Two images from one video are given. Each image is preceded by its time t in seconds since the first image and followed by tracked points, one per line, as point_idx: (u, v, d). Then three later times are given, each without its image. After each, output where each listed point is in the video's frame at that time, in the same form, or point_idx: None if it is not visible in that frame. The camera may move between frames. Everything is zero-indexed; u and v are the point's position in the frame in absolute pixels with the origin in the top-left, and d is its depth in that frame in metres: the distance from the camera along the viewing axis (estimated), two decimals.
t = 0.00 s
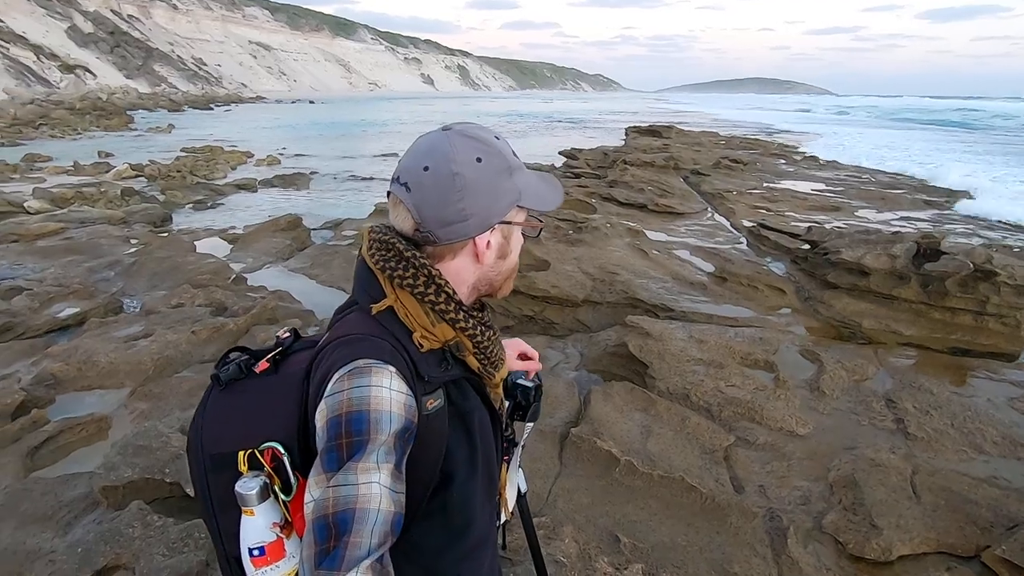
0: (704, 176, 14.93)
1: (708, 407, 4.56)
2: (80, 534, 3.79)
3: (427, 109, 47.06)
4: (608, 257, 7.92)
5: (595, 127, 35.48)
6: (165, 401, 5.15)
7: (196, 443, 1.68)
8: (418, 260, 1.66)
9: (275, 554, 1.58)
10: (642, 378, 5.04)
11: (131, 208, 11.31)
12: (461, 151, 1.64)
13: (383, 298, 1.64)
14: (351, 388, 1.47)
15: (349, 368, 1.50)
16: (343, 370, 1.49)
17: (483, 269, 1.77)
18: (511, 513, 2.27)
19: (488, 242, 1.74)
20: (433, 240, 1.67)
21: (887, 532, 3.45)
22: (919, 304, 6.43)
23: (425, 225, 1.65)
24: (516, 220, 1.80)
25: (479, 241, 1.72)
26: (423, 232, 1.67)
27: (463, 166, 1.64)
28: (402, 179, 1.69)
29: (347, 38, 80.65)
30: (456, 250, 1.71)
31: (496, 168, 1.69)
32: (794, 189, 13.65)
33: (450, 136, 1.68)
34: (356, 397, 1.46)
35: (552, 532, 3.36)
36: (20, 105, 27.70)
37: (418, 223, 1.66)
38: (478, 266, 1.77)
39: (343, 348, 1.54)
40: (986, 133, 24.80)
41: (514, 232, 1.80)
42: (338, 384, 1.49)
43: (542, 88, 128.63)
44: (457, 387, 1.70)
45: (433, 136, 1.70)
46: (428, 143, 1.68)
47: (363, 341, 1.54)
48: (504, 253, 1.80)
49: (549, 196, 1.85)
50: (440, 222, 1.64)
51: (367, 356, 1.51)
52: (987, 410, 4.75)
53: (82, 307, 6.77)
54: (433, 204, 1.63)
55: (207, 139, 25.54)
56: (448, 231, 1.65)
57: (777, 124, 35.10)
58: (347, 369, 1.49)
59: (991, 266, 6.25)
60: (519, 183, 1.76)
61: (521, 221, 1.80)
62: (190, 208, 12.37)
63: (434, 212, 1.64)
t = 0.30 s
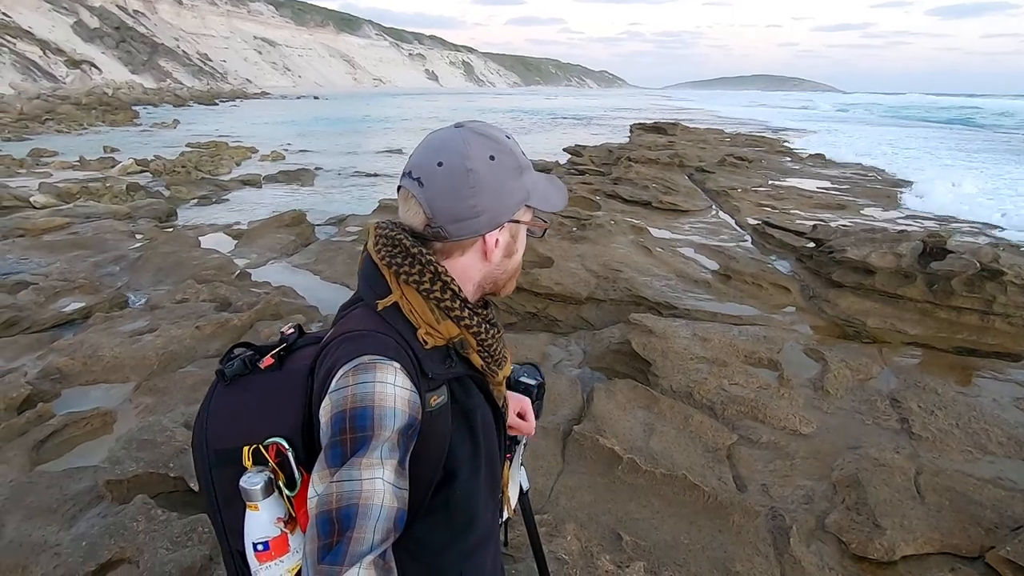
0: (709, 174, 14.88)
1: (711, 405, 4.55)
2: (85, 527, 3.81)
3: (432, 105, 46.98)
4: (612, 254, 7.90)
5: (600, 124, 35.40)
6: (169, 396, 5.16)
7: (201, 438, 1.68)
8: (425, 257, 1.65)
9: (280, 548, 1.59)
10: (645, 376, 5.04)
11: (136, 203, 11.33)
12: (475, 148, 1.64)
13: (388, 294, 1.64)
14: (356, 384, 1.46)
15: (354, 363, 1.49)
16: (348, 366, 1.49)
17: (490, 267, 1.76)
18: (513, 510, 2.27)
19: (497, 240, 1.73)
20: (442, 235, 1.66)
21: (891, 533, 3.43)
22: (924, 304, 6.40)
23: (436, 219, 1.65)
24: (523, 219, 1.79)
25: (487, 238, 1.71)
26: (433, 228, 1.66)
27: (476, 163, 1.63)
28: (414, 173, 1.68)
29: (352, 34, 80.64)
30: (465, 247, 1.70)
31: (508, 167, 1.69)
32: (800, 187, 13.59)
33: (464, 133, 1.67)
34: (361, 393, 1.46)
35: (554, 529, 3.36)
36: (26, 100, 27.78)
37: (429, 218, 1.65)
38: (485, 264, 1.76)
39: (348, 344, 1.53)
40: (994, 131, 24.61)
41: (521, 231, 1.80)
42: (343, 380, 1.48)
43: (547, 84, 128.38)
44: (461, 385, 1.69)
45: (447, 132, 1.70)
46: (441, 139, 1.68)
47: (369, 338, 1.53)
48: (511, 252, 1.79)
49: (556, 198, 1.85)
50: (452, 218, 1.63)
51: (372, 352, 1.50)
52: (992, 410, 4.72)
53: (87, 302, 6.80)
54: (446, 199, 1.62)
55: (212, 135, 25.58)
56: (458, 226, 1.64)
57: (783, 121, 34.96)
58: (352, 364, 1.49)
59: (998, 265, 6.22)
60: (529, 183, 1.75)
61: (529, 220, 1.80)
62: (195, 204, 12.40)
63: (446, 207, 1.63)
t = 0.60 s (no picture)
0: (712, 171, 14.82)
1: (711, 405, 4.53)
2: (84, 523, 3.82)
3: (435, 101, 46.91)
4: (613, 252, 7.88)
5: (603, 120, 35.29)
6: (169, 392, 5.17)
7: (189, 445, 1.67)
8: (416, 261, 1.64)
9: (269, 557, 1.58)
10: (646, 375, 5.02)
11: (137, 199, 11.35)
12: (471, 151, 1.63)
13: (379, 298, 1.62)
14: (345, 390, 1.45)
15: (344, 369, 1.48)
16: (338, 371, 1.48)
17: (483, 271, 1.75)
18: (506, 518, 2.22)
19: (490, 244, 1.72)
20: (437, 238, 1.64)
21: (890, 534, 3.42)
22: (927, 303, 6.36)
23: (432, 222, 1.63)
24: (517, 223, 1.78)
25: (480, 242, 1.70)
26: (427, 230, 1.64)
27: (473, 166, 1.62)
28: (409, 176, 1.66)
29: (355, 29, 80.52)
30: (460, 250, 1.69)
31: (503, 170, 1.68)
32: (803, 184, 13.52)
33: (460, 136, 1.66)
34: (351, 399, 1.45)
35: (552, 529, 3.36)
36: (29, 95, 27.82)
37: (424, 220, 1.63)
38: (477, 267, 1.74)
39: (338, 350, 1.52)
40: (999, 129, 24.43)
41: (514, 235, 1.78)
42: (333, 386, 1.47)
43: (550, 79, 127.99)
44: (450, 389, 1.68)
45: (442, 134, 1.68)
46: (438, 140, 1.66)
47: (359, 342, 1.52)
48: (504, 256, 1.77)
49: (551, 203, 1.85)
50: (448, 221, 1.62)
51: (363, 357, 1.49)
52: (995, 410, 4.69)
53: (88, 298, 6.81)
54: (442, 202, 1.61)
55: (214, 130, 25.58)
56: (453, 230, 1.63)
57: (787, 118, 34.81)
58: (343, 370, 1.48)
59: (1001, 265, 6.16)
60: (524, 188, 1.74)
61: (523, 224, 1.78)
62: (197, 199, 12.41)
63: (442, 209, 1.61)
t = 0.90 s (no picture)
0: (720, 165, 14.73)
1: (718, 399, 4.51)
2: (95, 513, 3.85)
3: (442, 95, 46.88)
4: (620, 246, 7.85)
5: (610, 114, 35.12)
6: (178, 384, 5.20)
7: (192, 439, 1.67)
8: (419, 254, 1.63)
9: (275, 549, 1.59)
10: (652, 370, 5.00)
11: (146, 192, 11.41)
12: (478, 145, 1.62)
13: (383, 291, 1.61)
14: (350, 383, 1.45)
15: (348, 362, 1.48)
16: (342, 364, 1.47)
17: (486, 266, 1.74)
18: (510, 513, 2.21)
19: (494, 239, 1.71)
20: (441, 232, 1.63)
21: (897, 530, 3.40)
22: (937, 298, 6.32)
23: (437, 216, 1.62)
24: (520, 219, 1.77)
25: (485, 237, 1.69)
26: (432, 224, 1.63)
27: (479, 161, 1.62)
28: (414, 168, 1.65)
29: (363, 23, 80.48)
30: (463, 245, 1.68)
31: (509, 165, 1.67)
32: (813, 178, 13.43)
33: (467, 129, 1.65)
34: (355, 392, 1.45)
35: (557, 523, 3.36)
36: (39, 89, 27.98)
37: (429, 213, 1.62)
38: (481, 262, 1.73)
39: (342, 343, 1.52)
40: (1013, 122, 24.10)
41: (517, 231, 1.78)
42: (337, 379, 1.47)
43: (559, 72, 127.58)
44: (454, 381, 1.68)
45: (448, 128, 1.67)
46: (444, 134, 1.65)
47: (363, 336, 1.51)
48: (507, 251, 1.77)
49: (553, 200, 1.85)
50: (453, 216, 1.61)
51: (367, 351, 1.49)
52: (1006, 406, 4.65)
53: (98, 290, 6.85)
54: (448, 197, 1.60)
55: (222, 124, 25.66)
56: (459, 224, 1.62)
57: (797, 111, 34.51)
58: (347, 363, 1.47)
59: (1014, 259, 6.02)
60: (528, 184, 1.74)
61: (525, 220, 1.78)
62: (205, 193, 12.46)
63: (447, 203, 1.60)
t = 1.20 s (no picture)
0: (725, 165, 14.70)
1: (720, 399, 4.51)
2: (99, 504, 3.86)
3: (448, 92, 46.85)
4: (624, 245, 7.84)
5: (615, 112, 35.07)
6: (182, 377, 5.21)
7: (195, 432, 1.67)
8: (422, 248, 1.63)
9: (277, 540, 1.60)
10: (655, 369, 5.00)
11: (152, 186, 11.43)
12: (480, 140, 1.62)
13: (384, 284, 1.61)
14: (353, 375, 1.45)
15: (351, 354, 1.48)
16: (344, 357, 1.47)
17: (488, 260, 1.74)
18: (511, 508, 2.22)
19: (496, 233, 1.71)
20: (443, 225, 1.63)
21: (899, 532, 3.38)
22: (942, 300, 6.30)
23: (440, 209, 1.61)
24: (522, 214, 1.77)
25: (487, 231, 1.69)
26: (435, 217, 1.63)
27: (482, 154, 1.61)
28: (417, 162, 1.65)
29: (369, 19, 80.52)
30: (466, 238, 1.67)
31: (512, 157, 1.67)
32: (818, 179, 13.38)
33: (470, 123, 1.65)
34: (358, 384, 1.45)
35: (558, 520, 3.36)
36: (46, 82, 28.06)
37: (432, 206, 1.62)
38: (483, 256, 1.73)
39: (345, 335, 1.52)
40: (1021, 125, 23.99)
41: (519, 226, 1.77)
42: (340, 371, 1.47)
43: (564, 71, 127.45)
44: (455, 374, 1.67)
45: (450, 122, 1.67)
46: (446, 128, 1.65)
47: (365, 328, 1.51)
48: (508, 246, 1.77)
49: (554, 192, 1.84)
50: (456, 210, 1.60)
51: (369, 342, 1.48)
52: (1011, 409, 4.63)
53: (104, 283, 6.87)
54: (451, 190, 1.59)
55: (228, 119, 25.72)
56: (462, 217, 1.61)
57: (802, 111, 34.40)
58: (349, 355, 1.47)
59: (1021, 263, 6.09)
60: (530, 178, 1.73)
61: (527, 214, 1.78)
62: (210, 188, 12.48)
63: (450, 197, 1.60)
